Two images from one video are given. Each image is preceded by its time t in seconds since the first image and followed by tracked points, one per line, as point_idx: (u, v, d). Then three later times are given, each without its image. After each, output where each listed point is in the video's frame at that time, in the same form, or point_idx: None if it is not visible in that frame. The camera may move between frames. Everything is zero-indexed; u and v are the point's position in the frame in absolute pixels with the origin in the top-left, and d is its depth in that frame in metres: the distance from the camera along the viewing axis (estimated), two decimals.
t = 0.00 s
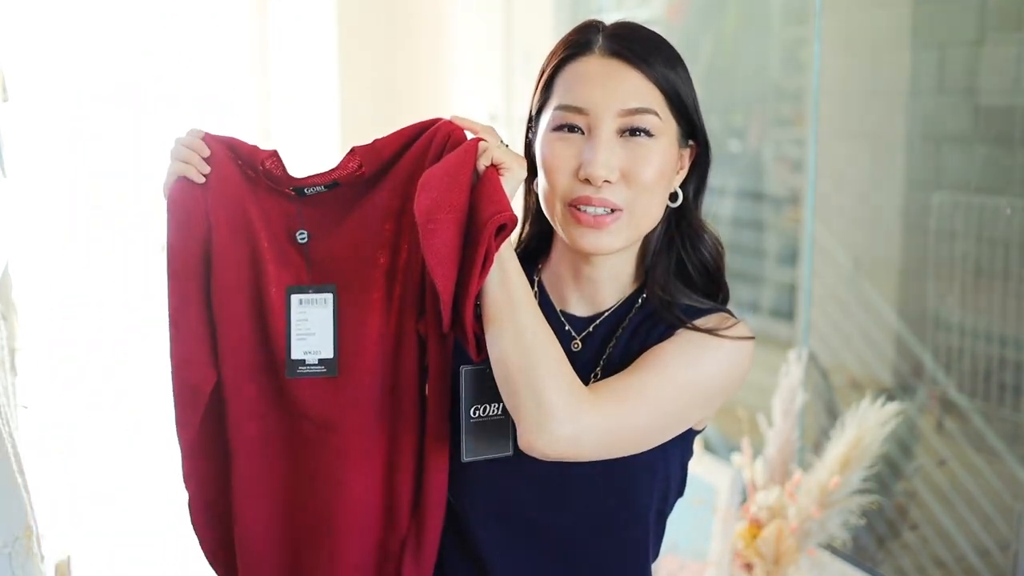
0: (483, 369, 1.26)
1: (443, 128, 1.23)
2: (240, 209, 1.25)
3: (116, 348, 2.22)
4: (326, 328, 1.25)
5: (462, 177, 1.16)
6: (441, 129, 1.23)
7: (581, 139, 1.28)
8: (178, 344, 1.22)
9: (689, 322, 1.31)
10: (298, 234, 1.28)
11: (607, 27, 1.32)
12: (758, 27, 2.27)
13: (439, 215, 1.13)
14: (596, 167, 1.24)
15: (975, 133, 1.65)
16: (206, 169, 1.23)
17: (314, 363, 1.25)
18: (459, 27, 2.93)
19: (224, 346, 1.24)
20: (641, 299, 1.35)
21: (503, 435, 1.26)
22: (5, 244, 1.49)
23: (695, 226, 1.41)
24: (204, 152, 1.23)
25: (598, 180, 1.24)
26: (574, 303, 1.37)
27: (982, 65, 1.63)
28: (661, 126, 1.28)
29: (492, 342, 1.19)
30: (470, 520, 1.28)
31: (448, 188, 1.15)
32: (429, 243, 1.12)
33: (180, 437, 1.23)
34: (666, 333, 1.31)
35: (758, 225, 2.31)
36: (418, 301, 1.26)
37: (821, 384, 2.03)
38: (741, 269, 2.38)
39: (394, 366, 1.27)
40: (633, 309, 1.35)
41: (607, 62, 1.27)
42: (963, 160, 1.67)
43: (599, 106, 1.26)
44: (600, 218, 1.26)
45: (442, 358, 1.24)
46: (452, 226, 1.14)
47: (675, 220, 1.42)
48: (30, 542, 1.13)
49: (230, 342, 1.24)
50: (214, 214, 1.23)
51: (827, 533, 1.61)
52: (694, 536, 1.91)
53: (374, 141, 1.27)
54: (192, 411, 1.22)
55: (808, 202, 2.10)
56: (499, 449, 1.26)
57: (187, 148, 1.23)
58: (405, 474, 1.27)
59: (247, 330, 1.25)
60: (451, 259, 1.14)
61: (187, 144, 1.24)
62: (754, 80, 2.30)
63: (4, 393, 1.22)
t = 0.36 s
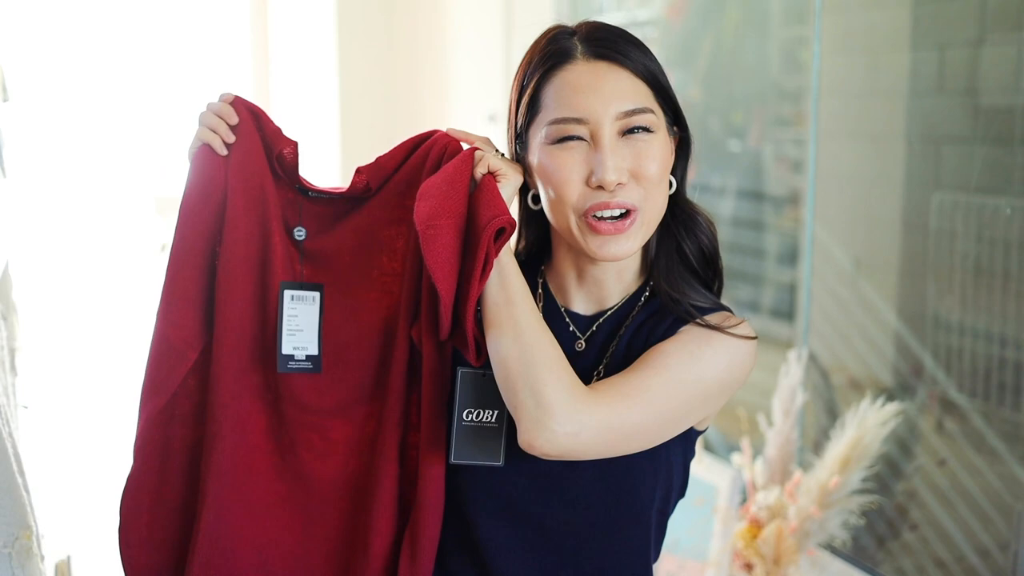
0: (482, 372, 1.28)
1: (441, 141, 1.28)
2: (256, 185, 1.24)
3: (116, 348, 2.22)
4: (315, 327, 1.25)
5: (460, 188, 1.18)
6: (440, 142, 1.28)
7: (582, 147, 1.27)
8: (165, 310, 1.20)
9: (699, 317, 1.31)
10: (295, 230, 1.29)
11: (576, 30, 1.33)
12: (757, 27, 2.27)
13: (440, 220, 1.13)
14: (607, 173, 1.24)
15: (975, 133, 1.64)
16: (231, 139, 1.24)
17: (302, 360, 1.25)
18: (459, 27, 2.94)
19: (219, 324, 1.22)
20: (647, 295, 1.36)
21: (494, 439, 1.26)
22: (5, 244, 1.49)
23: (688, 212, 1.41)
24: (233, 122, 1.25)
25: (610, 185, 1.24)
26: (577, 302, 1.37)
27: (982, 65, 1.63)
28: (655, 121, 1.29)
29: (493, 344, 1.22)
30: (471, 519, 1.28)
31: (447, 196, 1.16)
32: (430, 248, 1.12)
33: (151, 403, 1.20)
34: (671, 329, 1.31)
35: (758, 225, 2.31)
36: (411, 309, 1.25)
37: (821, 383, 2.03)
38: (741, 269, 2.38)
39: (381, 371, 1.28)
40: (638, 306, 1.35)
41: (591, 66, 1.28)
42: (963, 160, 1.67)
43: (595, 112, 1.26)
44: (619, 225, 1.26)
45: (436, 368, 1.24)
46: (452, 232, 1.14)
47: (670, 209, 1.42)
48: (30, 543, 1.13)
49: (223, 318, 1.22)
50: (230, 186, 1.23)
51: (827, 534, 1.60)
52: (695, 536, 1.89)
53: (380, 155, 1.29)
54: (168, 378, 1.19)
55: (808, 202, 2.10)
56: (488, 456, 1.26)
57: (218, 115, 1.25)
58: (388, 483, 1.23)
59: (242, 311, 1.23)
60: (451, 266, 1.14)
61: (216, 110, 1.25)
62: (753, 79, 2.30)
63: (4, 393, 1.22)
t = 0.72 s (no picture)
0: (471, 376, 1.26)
1: (421, 149, 1.27)
2: (271, 199, 1.24)
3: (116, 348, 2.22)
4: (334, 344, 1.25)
5: (440, 194, 1.18)
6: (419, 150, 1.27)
7: (570, 148, 1.27)
8: (188, 318, 1.19)
9: (689, 314, 1.31)
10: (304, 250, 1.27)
11: (567, 30, 1.33)
12: (758, 27, 2.27)
13: (421, 226, 1.14)
14: (594, 174, 1.24)
15: (975, 133, 1.64)
16: (249, 151, 1.23)
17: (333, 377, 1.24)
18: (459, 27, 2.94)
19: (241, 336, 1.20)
20: (640, 294, 1.35)
21: (490, 442, 1.24)
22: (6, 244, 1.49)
23: (681, 215, 1.40)
24: (256, 133, 1.24)
25: (596, 186, 1.24)
26: (571, 302, 1.37)
27: (982, 65, 1.62)
28: (645, 124, 1.29)
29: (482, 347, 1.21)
30: (470, 521, 1.28)
31: (428, 200, 1.16)
32: (410, 253, 1.13)
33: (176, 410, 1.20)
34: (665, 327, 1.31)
35: (758, 225, 2.33)
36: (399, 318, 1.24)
37: (821, 383, 2.03)
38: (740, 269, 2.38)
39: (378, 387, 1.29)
40: (631, 305, 1.35)
41: (578, 66, 1.28)
42: (963, 160, 1.67)
43: (583, 113, 1.26)
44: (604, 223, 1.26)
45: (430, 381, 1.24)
46: (432, 238, 1.14)
47: (660, 209, 1.41)
48: (30, 542, 1.13)
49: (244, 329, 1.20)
50: (246, 200, 1.22)
51: (826, 534, 1.60)
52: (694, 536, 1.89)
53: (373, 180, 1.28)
54: (189, 381, 1.19)
55: (808, 202, 2.10)
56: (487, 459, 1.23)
57: (238, 124, 1.24)
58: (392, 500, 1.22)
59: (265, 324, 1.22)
60: (432, 272, 1.14)
61: (239, 117, 1.24)
62: (754, 79, 2.31)
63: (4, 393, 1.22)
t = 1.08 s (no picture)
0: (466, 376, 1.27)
1: (408, 152, 1.26)
2: (273, 211, 1.23)
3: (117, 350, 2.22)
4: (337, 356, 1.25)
5: (429, 200, 1.17)
6: (406, 154, 1.26)
7: (560, 144, 1.27)
8: (196, 329, 1.19)
9: (683, 313, 1.31)
10: (308, 263, 1.27)
11: (559, 28, 1.33)
12: (758, 27, 2.27)
13: (410, 235, 1.13)
14: (583, 168, 1.24)
15: (974, 133, 1.64)
16: (252, 162, 1.22)
17: (332, 389, 1.24)
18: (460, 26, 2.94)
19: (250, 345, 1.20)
20: (632, 294, 1.36)
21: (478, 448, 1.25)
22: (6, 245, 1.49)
23: (673, 216, 1.41)
24: (259, 147, 1.23)
25: (585, 180, 1.24)
26: (566, 301, 1.37)
27: (982, 65, 1.62)
28: (636, 120, 1.29)
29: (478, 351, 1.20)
30: (468, 522, 1.28)
31: (416, 208, 1.15)
32: (399, 261, 1.12)
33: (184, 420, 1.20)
34: (660, 324, 1.31)
35: (758, 225, 2.33)
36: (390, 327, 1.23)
37: (821, 383, 2.03)
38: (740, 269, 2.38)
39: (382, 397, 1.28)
40: (626, 304, 1.35)
41: (570, 62, 1.28)
42: (963, 160, 1.67)
43: (574, 108, 1.26)
44: (595, 217, 1.26)
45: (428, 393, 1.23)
46: (420, 245, 1.14)
47: (651, 210, 1.42)
48: (30, 542, 1.13)
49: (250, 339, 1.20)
50: (250, 212, 1.22)
51: (826, 534, 1.61)
52: (694, 536, 1.89)
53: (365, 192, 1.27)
54: (199, 394, 1.19)
55: (808, 201, 2.10)
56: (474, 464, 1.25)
57: (243, 136, 1.23)
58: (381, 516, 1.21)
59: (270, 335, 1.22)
60: (422, 280, 1.14)
61: (244, 129, 1.23)
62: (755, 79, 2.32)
63: (4, 393, 1.21)
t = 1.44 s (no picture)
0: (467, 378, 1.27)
1: (407, 155, 1.26)
2: (257, 209, 1.22)
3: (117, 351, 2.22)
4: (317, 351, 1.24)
5: (432, 204, 1.17)
6: (405, 155, 1.26)
7: (565, 144, 1.27)
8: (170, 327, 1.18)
9: (684, 307, 1.31)
10: (292, 257, 1.27)
11: (561, 28, 1.33)
12: (758, 27, 2.28)
13: (414, 235, 1.14)
14: (588, 168, 1.24)
15: (975, 133, 1.64)
16: (235, 159, 1.22)
17: (308, 384, 1.23)
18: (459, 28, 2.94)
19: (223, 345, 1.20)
20: (632, 292, 1.36)
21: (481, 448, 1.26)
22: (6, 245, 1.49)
23: (671, 214, 1.41)
24: (239, 142, 1.23)
25: (590, 179, 1.24)
26: (567, 299, 1.37)
27: (982, 65, 1.62)
28: (639, 120, 1.29)
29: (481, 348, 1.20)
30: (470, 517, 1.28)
31: (421, 210, 1.16)
32: (404, 263, 1.13)
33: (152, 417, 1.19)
34: (660, 321, 1.31)
35: (758, 225, 2.34)
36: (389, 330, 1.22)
37: (821, 383, 2.03)
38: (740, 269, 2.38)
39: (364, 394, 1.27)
40: (626, 301, 1.35)
41: (573, 62, 1.28)
42: (964, 160, 1.66)
43: (578, 108, 1.26)
44: (599, 214, 1.26)
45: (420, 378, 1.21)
46: (424, 246, 1.14)
47: (652, 207, 1.42)
48: (30, 543, 1.13)
49: (224, 338, 1.20)
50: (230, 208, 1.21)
51: (826, 534, 1.61)
52: (694, 536, 1.87)
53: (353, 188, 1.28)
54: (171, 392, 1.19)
55: (808, 201, 2.11)
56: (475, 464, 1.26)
57: (224, 134, 1.23)
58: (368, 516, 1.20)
59: (244, 332, 1.21)
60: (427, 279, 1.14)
61: (224, 128, 1.23)
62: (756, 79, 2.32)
63: (4, 393, 1.21)
